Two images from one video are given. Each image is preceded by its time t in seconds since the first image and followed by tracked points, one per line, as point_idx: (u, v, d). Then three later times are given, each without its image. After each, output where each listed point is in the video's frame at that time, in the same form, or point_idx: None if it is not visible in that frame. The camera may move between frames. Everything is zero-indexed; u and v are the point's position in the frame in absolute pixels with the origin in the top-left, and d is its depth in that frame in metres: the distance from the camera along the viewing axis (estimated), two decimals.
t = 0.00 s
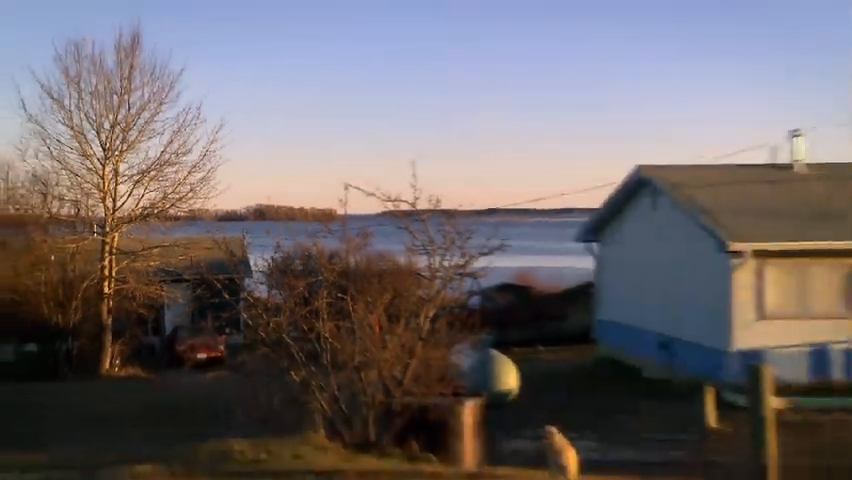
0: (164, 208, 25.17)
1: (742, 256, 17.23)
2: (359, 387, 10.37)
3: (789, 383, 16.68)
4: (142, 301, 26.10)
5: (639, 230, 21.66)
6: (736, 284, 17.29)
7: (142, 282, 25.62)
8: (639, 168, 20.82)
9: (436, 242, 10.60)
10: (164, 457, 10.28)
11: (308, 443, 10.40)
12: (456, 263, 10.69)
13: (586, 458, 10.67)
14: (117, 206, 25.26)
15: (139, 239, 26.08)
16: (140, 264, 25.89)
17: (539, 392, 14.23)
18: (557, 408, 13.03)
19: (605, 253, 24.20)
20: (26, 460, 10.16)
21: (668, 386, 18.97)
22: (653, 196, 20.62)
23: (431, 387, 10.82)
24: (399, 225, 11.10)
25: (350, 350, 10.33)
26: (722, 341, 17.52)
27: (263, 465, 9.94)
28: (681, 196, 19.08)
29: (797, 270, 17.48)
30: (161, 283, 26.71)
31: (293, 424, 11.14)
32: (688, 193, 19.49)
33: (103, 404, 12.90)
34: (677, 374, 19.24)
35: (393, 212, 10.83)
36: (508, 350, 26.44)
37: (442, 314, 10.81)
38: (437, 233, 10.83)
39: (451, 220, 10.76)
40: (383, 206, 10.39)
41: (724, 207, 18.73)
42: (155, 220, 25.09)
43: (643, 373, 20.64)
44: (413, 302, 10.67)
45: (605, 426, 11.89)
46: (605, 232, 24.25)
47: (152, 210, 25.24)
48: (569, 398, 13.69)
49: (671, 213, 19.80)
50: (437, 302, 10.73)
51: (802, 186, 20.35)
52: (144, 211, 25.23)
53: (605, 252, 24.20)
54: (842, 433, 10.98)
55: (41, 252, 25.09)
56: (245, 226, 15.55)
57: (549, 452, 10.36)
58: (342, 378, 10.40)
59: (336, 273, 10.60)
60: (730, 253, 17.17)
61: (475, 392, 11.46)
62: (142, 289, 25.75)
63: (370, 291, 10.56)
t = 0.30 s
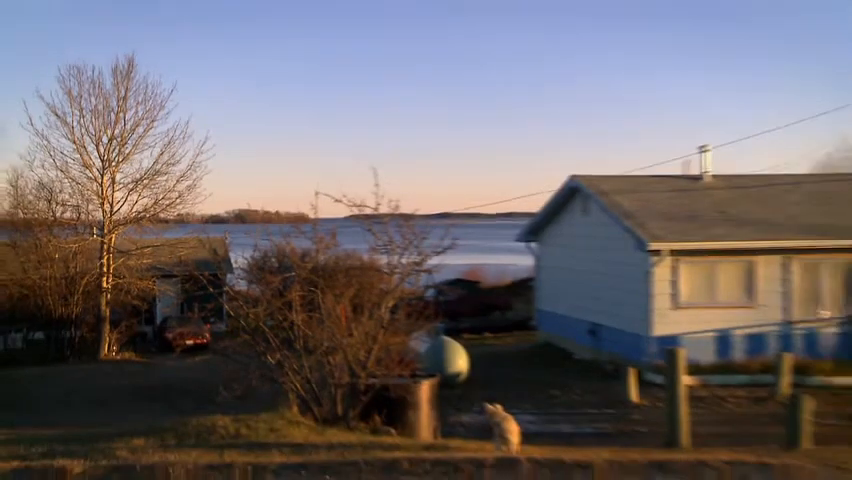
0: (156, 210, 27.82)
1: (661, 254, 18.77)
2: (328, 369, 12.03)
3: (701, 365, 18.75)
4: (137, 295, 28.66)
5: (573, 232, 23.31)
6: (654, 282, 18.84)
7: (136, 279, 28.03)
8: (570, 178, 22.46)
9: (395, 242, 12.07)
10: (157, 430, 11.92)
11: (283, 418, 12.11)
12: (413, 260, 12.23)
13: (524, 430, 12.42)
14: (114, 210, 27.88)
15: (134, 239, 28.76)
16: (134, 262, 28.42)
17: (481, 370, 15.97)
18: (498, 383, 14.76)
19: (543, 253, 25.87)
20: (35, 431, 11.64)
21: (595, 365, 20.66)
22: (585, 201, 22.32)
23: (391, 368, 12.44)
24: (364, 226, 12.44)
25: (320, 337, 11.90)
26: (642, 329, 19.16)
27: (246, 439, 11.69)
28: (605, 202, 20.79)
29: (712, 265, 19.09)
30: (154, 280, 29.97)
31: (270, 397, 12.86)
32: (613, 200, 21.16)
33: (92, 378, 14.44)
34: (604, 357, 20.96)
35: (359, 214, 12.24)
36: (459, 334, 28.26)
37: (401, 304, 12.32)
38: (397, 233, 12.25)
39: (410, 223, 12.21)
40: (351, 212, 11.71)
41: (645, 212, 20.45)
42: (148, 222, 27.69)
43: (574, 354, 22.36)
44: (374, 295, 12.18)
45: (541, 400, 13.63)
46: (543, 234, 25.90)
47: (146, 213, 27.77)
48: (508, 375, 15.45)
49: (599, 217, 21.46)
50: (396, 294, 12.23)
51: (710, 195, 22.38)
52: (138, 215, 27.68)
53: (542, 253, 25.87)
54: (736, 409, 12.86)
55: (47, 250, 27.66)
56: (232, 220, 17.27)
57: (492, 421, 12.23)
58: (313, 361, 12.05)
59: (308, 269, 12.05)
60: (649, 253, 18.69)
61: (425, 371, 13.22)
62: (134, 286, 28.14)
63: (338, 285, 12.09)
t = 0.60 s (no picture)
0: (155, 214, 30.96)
1: (595, 254, 20.84)
2: (306, 355, 13.73)
3: (631, 350, 20.61)
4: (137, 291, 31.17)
5: (521, 235, 25.31)
6: (590, 279, 20.91)
7: (137, 275, 30.65)
8: (518, 188, 24.47)
9: (365, 243, 13.88)
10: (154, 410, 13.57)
11: (267, 398, 13.81)
12: (380, 260, 13.95)
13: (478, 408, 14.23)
14: (117, 216, 30.86)
15: (136, 240, 31.53)
16: (136, 261, 31.14)
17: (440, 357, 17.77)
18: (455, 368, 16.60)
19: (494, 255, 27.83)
20: (48, 409, 13.22)
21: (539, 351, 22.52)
22: (530, 207, 24.32)
23: (362, 354, 14.17)
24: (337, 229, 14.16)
25: (299, 327, 13.59)
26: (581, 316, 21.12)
27: (235, 416, 13.35)
28: (547, 208, 22.82)
29: (639, 264, 21.35)
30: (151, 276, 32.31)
31: (254, 382, 14.54)
32: (557, 208, 23.17)
33: (92, 363, 16.05)
34: (548, 344, 22.84)
35: (333, 219, 13.96)
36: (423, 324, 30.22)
37: (371, 297, 14.10)
38: (366, 236, 13.98)
39: (377, 227, 13.94)
40: (326, 218, 13.46)
41: (585, 218, 22.48)
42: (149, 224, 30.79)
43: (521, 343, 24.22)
44: (347, 289, 13.91)
45: (492, 382, 15.48)
46: (493, 236, 27.86)
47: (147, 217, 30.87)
48: (460, 361, 17.35)
49: (543, 222, 23.48)
50: (366, 289, 13.98)
51: (641, 204, 24.64)
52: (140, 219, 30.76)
53: (493, 254, 27.83)
54: (661, 387, 14.83)
55: (60, 251, 29.99)
56: (223, 224, 19.18)
57: (450, 400, 14.00)
58: (292, 349, 13.75)
59: (288, 267, 13.75)
60: (586, 253, 20.76)
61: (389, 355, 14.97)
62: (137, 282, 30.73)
63: (314, 282, 13.79)
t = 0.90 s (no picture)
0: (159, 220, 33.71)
1: (540, 255, 23.10)
2: (290, 343, 15.68)
3: (572, 337, 23.30)
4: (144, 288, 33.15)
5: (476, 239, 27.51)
6: (536, 277, 23.20)
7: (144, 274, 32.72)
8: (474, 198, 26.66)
9: (341, 245, 16.12)
10: (155, 392, 15.52)
11: (256, 380, 15.75)
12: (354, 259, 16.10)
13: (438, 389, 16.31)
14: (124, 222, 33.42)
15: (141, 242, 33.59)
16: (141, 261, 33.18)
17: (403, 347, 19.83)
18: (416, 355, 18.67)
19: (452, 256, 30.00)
20: (68, 394, 15.17)
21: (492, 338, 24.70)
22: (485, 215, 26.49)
23: (339, 342, 16.21)
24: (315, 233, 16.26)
25: (283, 319, 15.53)
26: (529, 309, 23.37)
27: (229, 396, 15.32)
28: (500, 217, 25.01)
29: (577, 264, 23.79)
30: (155, 275, 34.64)
31: (242, 368, 16.44)
32: (509, 214, 25.38)
33: (96, 352, 17.96)
34: (501, 330, 25.06)
35: (312, 225, 16.07)
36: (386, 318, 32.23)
37: (346, 292, 16.26)
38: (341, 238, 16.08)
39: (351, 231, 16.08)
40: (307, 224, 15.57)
41: (534, 224, 24.69)
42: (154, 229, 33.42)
43: (476, 329, 26.40)
44: (325, 285, 15.97)
45: (452, 367, 17.61)
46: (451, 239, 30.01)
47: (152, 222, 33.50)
48: (422, 347, 19.52)
49: (496, 227, 25.70)
50: (341, 285, 16.09)
51: (581, 211, 27.14)
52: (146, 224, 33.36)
53: (452, 256, 29.98)
54: (598, 372, 17.04)
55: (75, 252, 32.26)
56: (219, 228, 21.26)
57: (415, 382, 16.11)
58: (278, 338, 15.65)
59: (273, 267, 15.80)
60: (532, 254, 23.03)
61: (361, 343, 17.04)
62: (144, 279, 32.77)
63: (296, 279, 15.80)
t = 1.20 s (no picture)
0: (158, 224, 36.46)
1: (496, 257, 25.29)
2: (273, 335, 17.54)
3: (524, 328, 25.51)
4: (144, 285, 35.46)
5: (439, 242, 29.66)
6: (493, 277, 25.34)
7: (144, 273, 35.18)
8: (439, 205, 28.80)
9: (319, 246, 18.44)
10: (156, 378, 17.28)
11: (244, 368, 17.34)
12: (331, 260, 18.54)
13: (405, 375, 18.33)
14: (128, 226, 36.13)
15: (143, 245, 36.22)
16: (143, 262, 35.65)
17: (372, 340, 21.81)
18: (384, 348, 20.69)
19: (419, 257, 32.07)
20: (83, 384, 16.99)
21: (453, 329, 26.80)
22: (448, 220, 28.64)
23: (316, 333, 18.18)
24: (297, 238, 18.69)
25: (268, 313, 17.31)
26: (487, 303, 25.45)
27: (220, 381, 16.75)
28: (461, 221, 27.15)
29: (529, 263, 25.95)
30: (155, 274, 36.98)
31: (234, 356, 18.39)
32: (468, 220, 27.53)
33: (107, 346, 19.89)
34: (462, 323, 27.14)
35: (294, 230, 18.39)
36: (362, 310, 34.34)
37: (324, 289, 18.44)
38: (321, 241, 18.59)
39: (329, 236, 18.61)
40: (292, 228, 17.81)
41: (490, 228, 26.82)
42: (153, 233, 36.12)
43: (439, 322, 28.53)
44: (305, 284, 17.91)
45: (420, 358, 19.57)
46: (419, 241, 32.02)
47: (151, 226, 36.23)
48: (394, 342, 21.57)
49: (457, 231, 27.84)
50: (319, 282, 18.09)
51: (532, 217, 29.46)
52: (146, 227, 36.13)
53: (419, 256, 31.97)
54: (551, 363, 19.04)
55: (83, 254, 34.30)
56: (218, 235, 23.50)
57: (386, 369, 17.99)
58: (263, 330, 17.54)
59: (260, 268, 17.85)
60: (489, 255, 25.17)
61: (338, 334, 19.09)
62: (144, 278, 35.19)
63: (279, 278, 17.72)
